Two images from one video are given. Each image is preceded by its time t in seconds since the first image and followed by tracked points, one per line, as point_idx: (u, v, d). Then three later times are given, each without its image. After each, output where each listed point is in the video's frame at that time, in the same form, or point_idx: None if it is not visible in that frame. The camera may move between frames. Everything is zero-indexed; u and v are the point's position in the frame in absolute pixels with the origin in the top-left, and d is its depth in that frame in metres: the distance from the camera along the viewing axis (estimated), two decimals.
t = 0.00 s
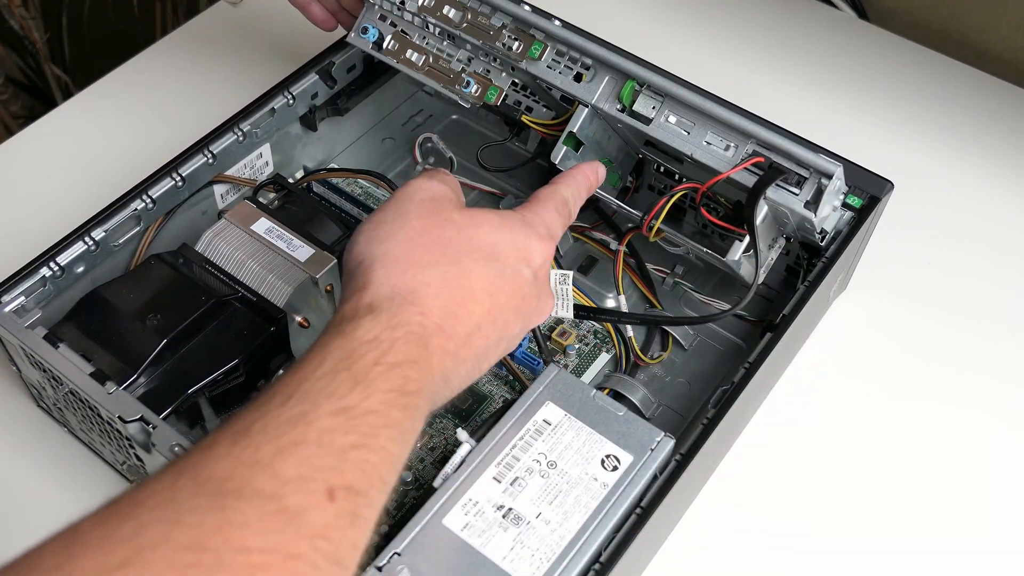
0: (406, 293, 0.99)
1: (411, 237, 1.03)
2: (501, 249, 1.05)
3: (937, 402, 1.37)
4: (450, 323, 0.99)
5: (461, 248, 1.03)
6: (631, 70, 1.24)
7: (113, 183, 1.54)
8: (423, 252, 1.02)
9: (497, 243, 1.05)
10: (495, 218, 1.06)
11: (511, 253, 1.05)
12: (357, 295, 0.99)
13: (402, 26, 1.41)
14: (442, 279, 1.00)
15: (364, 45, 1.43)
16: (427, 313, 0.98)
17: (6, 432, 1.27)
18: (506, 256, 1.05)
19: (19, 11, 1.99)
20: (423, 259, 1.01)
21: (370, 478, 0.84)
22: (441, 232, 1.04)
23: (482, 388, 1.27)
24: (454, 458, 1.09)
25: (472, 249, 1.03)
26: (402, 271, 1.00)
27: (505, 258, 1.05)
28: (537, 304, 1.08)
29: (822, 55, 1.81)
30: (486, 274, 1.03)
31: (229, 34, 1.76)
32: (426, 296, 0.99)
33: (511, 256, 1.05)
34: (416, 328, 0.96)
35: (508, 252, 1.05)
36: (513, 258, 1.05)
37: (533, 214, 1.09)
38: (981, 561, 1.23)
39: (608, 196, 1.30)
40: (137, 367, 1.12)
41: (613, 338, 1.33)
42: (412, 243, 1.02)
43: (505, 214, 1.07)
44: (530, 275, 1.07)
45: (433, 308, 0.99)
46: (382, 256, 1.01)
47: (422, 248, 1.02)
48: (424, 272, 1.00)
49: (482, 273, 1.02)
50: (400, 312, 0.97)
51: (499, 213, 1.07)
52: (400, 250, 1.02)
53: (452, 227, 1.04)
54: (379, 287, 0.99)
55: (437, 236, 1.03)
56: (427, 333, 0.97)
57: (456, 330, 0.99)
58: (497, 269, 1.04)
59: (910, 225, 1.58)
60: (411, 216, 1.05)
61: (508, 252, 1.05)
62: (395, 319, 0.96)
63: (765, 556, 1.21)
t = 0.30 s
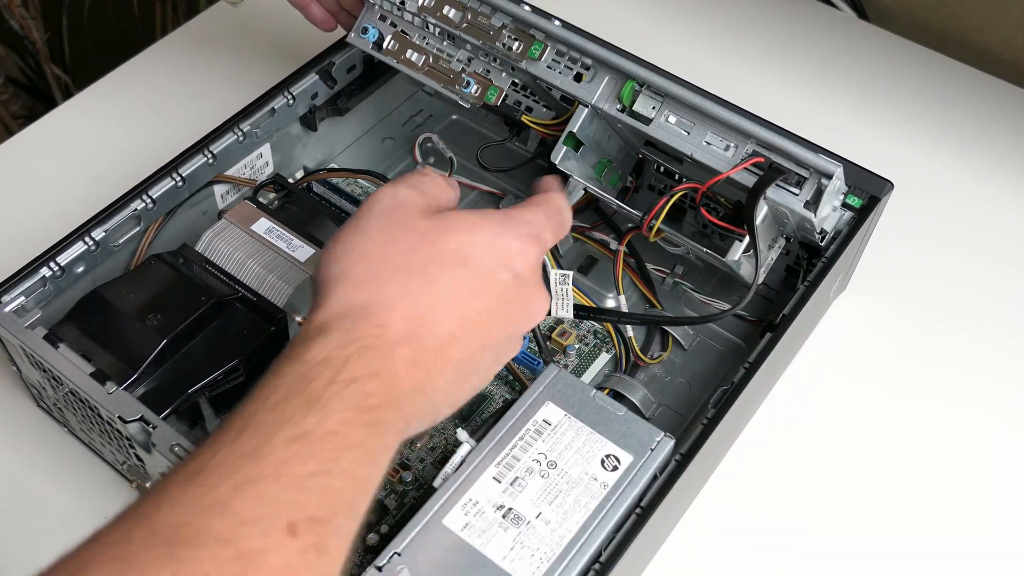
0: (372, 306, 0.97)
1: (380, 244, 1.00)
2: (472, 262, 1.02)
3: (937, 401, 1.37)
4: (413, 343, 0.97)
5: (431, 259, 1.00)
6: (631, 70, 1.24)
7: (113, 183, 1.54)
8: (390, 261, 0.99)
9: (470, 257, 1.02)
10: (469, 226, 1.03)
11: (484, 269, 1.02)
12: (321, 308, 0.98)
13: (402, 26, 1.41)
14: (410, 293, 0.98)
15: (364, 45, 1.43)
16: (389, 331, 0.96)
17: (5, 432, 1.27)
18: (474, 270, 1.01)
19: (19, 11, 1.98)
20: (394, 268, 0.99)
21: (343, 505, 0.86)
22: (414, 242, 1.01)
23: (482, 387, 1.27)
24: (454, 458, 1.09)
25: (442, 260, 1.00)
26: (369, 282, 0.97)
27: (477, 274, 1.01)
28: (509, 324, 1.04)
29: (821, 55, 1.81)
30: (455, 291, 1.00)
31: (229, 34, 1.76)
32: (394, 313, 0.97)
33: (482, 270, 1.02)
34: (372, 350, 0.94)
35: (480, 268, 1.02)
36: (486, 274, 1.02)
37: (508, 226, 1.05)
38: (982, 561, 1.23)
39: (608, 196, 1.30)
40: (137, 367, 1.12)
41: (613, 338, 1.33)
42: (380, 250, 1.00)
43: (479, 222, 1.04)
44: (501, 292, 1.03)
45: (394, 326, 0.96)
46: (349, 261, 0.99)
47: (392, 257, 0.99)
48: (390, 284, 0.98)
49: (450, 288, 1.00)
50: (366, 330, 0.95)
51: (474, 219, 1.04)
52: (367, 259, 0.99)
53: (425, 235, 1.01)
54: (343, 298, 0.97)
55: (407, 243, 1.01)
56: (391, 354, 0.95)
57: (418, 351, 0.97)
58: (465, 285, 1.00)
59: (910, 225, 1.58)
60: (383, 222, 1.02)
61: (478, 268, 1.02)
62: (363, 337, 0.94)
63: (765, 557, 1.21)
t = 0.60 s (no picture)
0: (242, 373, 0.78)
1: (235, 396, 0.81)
2: (318, 447, 0.66)
3: (937, 401, 1.37)
4: (211, 519, 0.61)
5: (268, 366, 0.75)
6: (631, 70, 1.24)
7: (113, 183, 1.55)
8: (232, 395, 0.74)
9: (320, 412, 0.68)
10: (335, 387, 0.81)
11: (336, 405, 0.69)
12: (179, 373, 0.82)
13: (402, 26, 1.41)
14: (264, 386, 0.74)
15: (364, 45, 1.43)
16: (207, 507, 0.61)
17: (6, 431, 1.27)
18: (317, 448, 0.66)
19: (19, 11, 1.99)
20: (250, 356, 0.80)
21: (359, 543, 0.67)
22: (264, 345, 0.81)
23: (482, 387, 1.28)
24: (454, 457, 1.09)
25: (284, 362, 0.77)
26: (201, 492, 0.62)
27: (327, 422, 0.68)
28: (366, 529, 0.67)
29: (821, 55, 1.81)
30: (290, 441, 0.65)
31: (229, 35, 1.76)
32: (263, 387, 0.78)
33: (330, 461, 0.66)
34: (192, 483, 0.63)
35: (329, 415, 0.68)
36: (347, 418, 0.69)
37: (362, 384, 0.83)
38: (982, 561, 1.23)
39: (607, 196, 1.30)
40: (137, 367, 1.12)
41: (613, 338, 1.32)
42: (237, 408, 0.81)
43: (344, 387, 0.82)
44: (353, 479, 0.68)
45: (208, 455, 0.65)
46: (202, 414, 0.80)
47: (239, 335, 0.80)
48: (253, 460, 0.64)
49: (278, 489, 0.63)
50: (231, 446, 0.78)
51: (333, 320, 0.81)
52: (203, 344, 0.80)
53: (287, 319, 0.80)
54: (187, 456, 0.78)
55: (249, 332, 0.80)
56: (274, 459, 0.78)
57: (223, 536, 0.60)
58: (304, 485, 0.64)
59: (909, 225, 1.58)
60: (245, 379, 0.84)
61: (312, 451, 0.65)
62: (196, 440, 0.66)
63: (765, 557, 1.22)
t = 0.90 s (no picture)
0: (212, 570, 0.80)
1: (234, 469, 0.87)
2: (331, 501, 0.84)
3: (937, 401, 1.37)
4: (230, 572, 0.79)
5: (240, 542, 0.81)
6: (630, 69, 1.24)
7: (113, 182, 1.55)
8: (228, 522, 0.82)
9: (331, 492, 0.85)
10: (328, 475, 0.86)
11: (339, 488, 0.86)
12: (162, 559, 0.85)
13: (402, 26, 1.41)
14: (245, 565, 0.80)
15: (364, 45, 1.43)
16: (241, 545, 0.81)
17: (6, 430, 1.27)
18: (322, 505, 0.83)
19: (19, 11, 1.99)
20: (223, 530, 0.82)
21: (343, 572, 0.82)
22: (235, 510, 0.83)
23: (482, 387, 1.28)
24: (454, 458, 1.09)
25: (248, 546, 0.80)
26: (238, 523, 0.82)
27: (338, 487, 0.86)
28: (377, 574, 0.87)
29: (821, 55, 1.81)
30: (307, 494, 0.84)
31: (229, 34, 1.75)
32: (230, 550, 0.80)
33: (342, 516, 0.85)
34: (217, 556, 0.80)
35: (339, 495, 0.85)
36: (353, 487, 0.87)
37: (355, 455, 0.89)
38: (982, 561, 1.23)
39: (607, 195, 1.30)
40: (137, 367, 1.12)
41: (613, 338, 1.32)
42: (235, 480, 0.86)
43: (336, 468, 0.87)
44: (366, 531, 0.88)
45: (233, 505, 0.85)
46: (201, 485, 0.86)
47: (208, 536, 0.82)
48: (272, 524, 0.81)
49: (294, 543, 0.81)
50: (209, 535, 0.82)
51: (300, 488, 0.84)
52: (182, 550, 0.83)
53: (254, 518, 0.82)
54: (188, 534, 0.84)
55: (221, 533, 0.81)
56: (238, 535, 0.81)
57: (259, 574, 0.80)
58: (318, 537, 0.82)
59: (909, 225, 1.58)
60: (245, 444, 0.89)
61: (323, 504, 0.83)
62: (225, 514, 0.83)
63: (764, 557, 1.22)
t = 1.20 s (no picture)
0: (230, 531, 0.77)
1: (255, 409, 0.87)
2: (364, 444, 0.85)
3: (937, 401, 1.37)
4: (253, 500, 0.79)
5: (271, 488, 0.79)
6: (631, 70, 1.24)
7: (113, 182, 1.55)
8: (252, 453, 0.82)
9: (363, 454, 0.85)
10: (359, 417, 0.87)
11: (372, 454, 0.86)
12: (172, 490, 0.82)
13: (402, 26, 1.41)
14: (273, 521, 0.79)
15: (364, 45, 1.43)
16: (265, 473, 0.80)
17: (6, 430, 1.27)
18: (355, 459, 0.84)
19: (20, 11, 1.99)
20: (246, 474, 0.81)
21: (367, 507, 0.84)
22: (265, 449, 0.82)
23: (482, 387, 1.28)
24: (454, 458, 1.09)
25: (279, 494, 0.80)
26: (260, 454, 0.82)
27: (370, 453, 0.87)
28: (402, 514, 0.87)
29: (821, 55, 1.81)
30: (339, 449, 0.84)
31: (229, 35, 1.75)
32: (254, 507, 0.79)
33: (373, 455, 0.86)
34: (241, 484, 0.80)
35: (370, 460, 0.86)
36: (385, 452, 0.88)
37: (398, 412, 0.89)
38: (982, 561, 1.23)
39: (607, 195, 1.30)
40: (137, 367, 1.12)
41: (613, 338, 1.32)
42: (258, 418, 0.87)
43: (367, 412, 0.88)
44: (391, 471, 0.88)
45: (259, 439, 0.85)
46: (223, 421, 0.86)
47: (234, 471, 0.81)
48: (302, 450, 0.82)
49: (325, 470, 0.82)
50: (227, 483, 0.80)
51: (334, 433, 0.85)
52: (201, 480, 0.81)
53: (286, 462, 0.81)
54: (210, 464, 0.83)
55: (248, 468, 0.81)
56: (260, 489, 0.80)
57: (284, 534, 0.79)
58: (349, 471, 0.83)
59: (909, 225, 1.58)
60: (268, 385, 0.89)
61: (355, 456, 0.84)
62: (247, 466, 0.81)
63: (764, 557, 1.22)
